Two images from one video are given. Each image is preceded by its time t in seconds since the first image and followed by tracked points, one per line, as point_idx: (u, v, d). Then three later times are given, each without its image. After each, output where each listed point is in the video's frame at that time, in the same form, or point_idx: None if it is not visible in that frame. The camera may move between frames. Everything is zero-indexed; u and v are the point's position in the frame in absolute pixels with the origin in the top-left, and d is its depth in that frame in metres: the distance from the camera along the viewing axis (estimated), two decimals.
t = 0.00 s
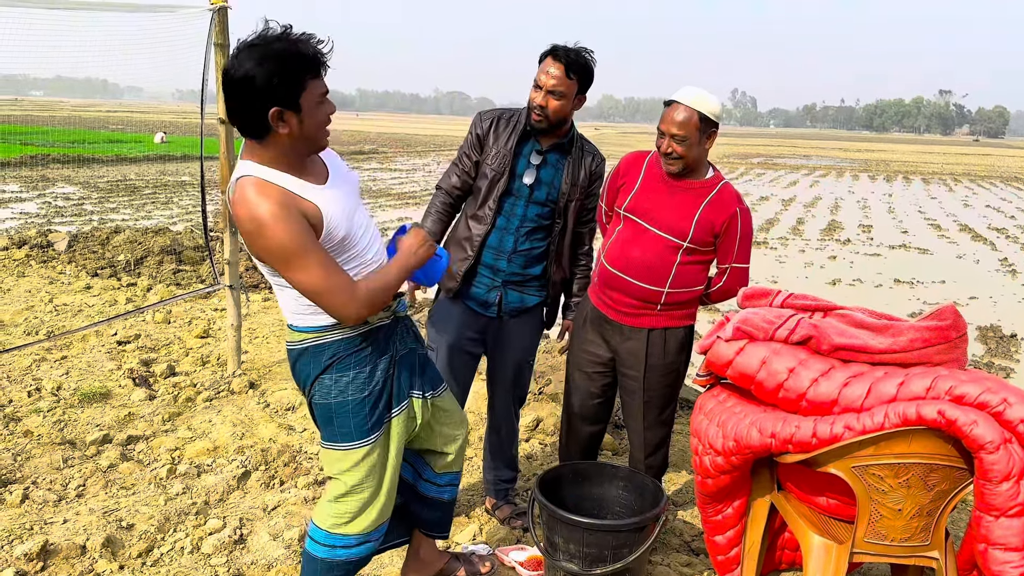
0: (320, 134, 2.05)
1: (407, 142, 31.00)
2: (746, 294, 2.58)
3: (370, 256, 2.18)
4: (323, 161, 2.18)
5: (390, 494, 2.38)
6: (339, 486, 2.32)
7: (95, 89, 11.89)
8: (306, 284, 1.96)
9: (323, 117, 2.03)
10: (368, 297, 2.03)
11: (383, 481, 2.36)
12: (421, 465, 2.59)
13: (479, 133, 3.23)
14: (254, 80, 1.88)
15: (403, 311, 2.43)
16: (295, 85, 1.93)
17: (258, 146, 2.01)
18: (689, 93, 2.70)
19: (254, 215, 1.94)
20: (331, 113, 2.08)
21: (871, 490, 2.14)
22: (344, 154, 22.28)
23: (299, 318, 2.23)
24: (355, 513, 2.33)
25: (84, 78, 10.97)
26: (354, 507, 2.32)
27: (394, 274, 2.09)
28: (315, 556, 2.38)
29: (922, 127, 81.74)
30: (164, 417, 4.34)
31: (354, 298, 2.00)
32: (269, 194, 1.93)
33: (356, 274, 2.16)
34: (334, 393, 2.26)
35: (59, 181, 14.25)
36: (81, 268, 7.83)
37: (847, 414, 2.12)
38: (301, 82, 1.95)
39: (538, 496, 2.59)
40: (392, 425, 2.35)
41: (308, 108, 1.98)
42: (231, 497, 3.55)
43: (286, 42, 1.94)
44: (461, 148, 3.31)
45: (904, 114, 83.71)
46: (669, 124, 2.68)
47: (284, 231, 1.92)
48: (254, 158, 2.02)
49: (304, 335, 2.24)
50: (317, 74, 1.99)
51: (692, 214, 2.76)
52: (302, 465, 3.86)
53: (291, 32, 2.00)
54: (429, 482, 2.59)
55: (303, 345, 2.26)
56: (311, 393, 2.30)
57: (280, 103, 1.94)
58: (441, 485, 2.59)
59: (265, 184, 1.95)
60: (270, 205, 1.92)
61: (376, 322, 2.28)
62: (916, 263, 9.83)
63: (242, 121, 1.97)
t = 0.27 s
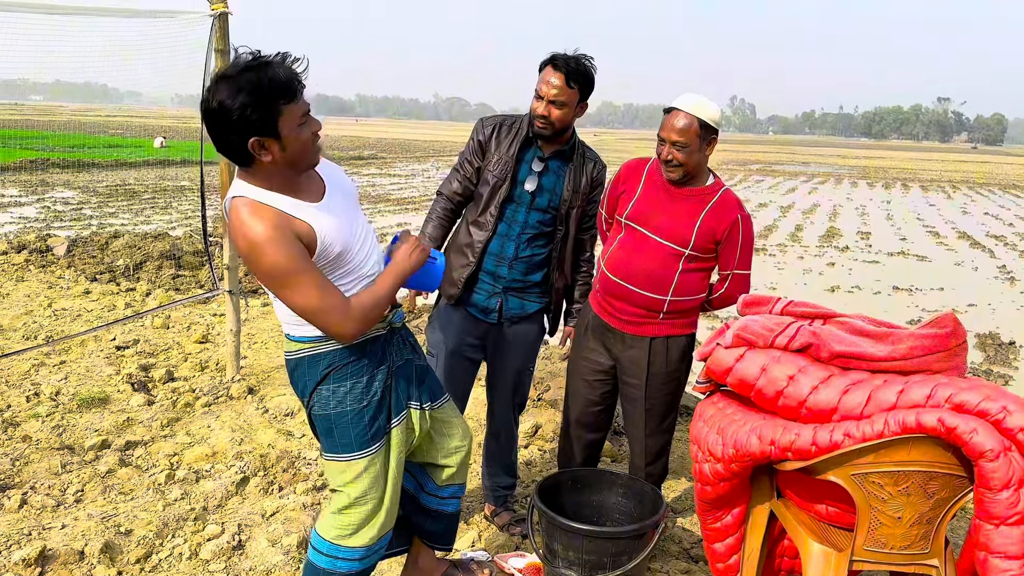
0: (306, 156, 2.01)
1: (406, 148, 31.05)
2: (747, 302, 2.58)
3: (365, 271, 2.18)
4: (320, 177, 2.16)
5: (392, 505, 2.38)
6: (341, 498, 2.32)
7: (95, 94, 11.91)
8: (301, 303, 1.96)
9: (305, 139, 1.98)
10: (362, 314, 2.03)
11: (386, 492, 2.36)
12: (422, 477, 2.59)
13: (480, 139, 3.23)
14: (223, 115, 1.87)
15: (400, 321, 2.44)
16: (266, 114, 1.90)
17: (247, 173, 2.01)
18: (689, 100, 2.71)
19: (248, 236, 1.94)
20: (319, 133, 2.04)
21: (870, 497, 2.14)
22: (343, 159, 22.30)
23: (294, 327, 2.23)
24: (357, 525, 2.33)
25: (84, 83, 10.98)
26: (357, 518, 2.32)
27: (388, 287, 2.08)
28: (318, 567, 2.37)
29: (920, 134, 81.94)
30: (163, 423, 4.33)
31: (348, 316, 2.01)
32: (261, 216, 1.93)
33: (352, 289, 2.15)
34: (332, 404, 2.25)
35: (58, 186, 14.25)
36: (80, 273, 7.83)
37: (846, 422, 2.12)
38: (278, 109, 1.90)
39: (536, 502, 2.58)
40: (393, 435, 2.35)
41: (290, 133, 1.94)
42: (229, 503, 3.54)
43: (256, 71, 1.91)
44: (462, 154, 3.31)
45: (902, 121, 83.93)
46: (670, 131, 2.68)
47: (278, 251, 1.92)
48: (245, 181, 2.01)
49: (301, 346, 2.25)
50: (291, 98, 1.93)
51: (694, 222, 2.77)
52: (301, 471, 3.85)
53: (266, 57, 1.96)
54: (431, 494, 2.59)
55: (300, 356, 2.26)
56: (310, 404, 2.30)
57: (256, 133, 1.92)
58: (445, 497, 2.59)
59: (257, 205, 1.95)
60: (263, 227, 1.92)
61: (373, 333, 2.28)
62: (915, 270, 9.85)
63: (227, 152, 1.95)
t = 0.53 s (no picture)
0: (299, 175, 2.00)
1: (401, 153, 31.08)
2: (745, 307, 2.59)
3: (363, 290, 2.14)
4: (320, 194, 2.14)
5: (401, 523, 2.37)
6: (349, 517, 2.32)
7: (91, 99, 11.90)
8: (292, 324, 1.96)
9: (295, 158, 1.96)
10: (352, 336, 2.02)
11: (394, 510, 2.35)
12: (432, 489, 2.59)
13: (479, 144, 3.24)
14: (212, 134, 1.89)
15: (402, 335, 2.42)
16: (253, 134, 1.89)
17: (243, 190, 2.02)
18: (689, 106, 2.72)
19: (241, 254, 1.94)
20: (311, 150, 2.02)
21: (870, 503, 2.15)
22: (339, 164, 22.31)
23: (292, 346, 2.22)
24: (365, 544, 2.32)
25: (80, 88, 10.98)
26: (365, 537, 2.31)
27: (381, 311, 2.07)
28: None
29: (914, 140, 82.31)
30: (159, 428, 4.32)
31: (339, 338, 2.00)
32: (254, 236, 1.94)
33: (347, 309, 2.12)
34: (335, 423, 2.25)
35: (53, 191, 14.22)
36: (75, 278, 7.81)
37: (845, 427, 2.12)
38: (262, 128, 1.90)
39: (535, 508, 2.58)
40: (398, 452, 2.35)
41: (277, 151, 1.93)
42: (226, 509, 3.53)
43: (245, 91, 1.91)
44: (461, 160, 3.32)
45: (896, 128, 84.30)
46: (671, 136, 2.69)
47: (270, 272, 1.92)
48: (241, 200, 2.02)
49: (301, 362, 2.25)
50: (278, 118, 1.92)
51: (693, 227, 2.77)
52: (298, 477, 3.84)
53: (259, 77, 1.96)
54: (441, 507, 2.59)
55: (302, 373, 2.26)
56: (314, 424, 2.30)
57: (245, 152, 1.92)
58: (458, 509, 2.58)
59: (252, 223, 1.96)
60: (256, 246, 1.92)
61: (372, 351, 2.27)
62: (909, 275, 9.88)
63: (219, 173, 1.97)
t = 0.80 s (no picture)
0: (296, 189, 1.99)
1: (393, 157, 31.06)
2: (744, 310, 2.58)
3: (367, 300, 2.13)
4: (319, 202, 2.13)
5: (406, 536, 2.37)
6: (355, 532, 2.31)
7: (82, 103, 11.84)
8: (296, 336, 1.95)
9: (292, 173, 1.95)
10: (356, 347, 2.02)
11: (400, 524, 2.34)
12: (437, 502, 2.54)
13: (477, 148, 3.24)
14: (210, 147, 1.88)
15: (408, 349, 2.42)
16: (251, 149, 1.88)
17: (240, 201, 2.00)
18: (686, 110, 2.72)
19: (242, 267, 1.92)
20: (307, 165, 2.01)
21: (870, 507, 2.14)
22: (332, 168, 22.27)
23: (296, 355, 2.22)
24: (371, 558, 2.32)
25: (71, 92, 10.92)
26: (371, 551, 2.31)
27: (386, 319, 2.07)
28: None
29: (905, 143, 82.76)
30: (153, 435, 4.29)
31: (345, 347, 2.00)
32: (255, 250, 1.92)
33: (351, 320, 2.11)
34: (339, 437, 2.25)
35: (43, 195, 14.14)
36: (67, 284, 7.77)
37: (845, 431, 2.12)
38: (261, 143, 1.88)
39: (535, 513, 2.57)
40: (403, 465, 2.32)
41: (273, 166, 1.92)
42: (221, 516, 3.50)
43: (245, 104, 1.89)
44: (459, 165, 3.31)
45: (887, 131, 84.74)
46: (669, 141, 2.69)
47: (273, 284, 1.91)
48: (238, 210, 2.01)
49: (305, 369, 2.23)
50: (277, 134, 1.91)
51: (692, 230, 2.77)
52: (294, 484, 3.82)
53: (258, 89, 1.94)
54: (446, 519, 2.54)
55: (305, 383, 2.25)
56: (320, 438, 2.29)
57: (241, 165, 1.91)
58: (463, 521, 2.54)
59: (252, 236, 1.94)
60: (257, 260, 1.91)
61: (374, 362, 2.25)
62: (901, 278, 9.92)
63: (212, 180, 1.96)
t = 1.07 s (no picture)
0: (293, 171, 1.95)
1: (383, 159, 31.00)
2: (745, 313, 2.57)
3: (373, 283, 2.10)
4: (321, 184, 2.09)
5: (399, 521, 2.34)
6: (348, 514, 2.28)
7: (71, 106, 11.75)
8: (300, 321, 1.92)
9: (288, 154, 1.92)
10: (361, 332, 1.98)
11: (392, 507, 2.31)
12: (435, 491, 2.53)
13: (474, 150, 3.21)
14: (205, 127, 1.84)
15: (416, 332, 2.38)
16: (247, 129, 1.85)
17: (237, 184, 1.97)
18: (682, 115, 2.67)
19: (244, 252, 1.90)
20: (305, 147, 1.97)
21: (876, 511, 2.13)
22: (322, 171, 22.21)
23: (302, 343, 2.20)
24: (362, 542, 2.28)
25: (58, 96, 10.83)
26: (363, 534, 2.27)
27: (389, 305, 2.03)
28: None
29: (892, 144, 83.28)
30: (147, 442, 4.24)
31: (350, 331, 1.96)
32: (255, 234, 1.89)
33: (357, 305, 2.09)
34: (342, 419, 2.22)
35: (30, 200, 14.01)
36: (57, 289, 7.69)
37: (850, 434, 2.11)
38: (256, 124, 1.85)
39: (536, 519, 2.55)
40: (401, 451, 2.29)
41: (270, 147, 1.88)
42: (217, 523, 3.46)
43: (241, 83, 1.86)
44: (456, 166, 3.29)
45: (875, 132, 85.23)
46: (666, 150, 2.66)
47: (275, 268, 1.87)
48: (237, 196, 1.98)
49: (312, 357, 2.21)
50: (273, 114, 1.87)
51: (693, 233, 2.76)
52: (290, 490, 3.78)
53: (255, 69, 1.90)
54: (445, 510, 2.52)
55: (315, 368, 2.22)
56: (323, 419, 2.26)
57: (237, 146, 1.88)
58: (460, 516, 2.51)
59: (252, 221, 1.91)
60: (258, 243, 1.88)
61: (383, 347, 2.23)
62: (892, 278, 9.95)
63: (210, 163, 1.93)
